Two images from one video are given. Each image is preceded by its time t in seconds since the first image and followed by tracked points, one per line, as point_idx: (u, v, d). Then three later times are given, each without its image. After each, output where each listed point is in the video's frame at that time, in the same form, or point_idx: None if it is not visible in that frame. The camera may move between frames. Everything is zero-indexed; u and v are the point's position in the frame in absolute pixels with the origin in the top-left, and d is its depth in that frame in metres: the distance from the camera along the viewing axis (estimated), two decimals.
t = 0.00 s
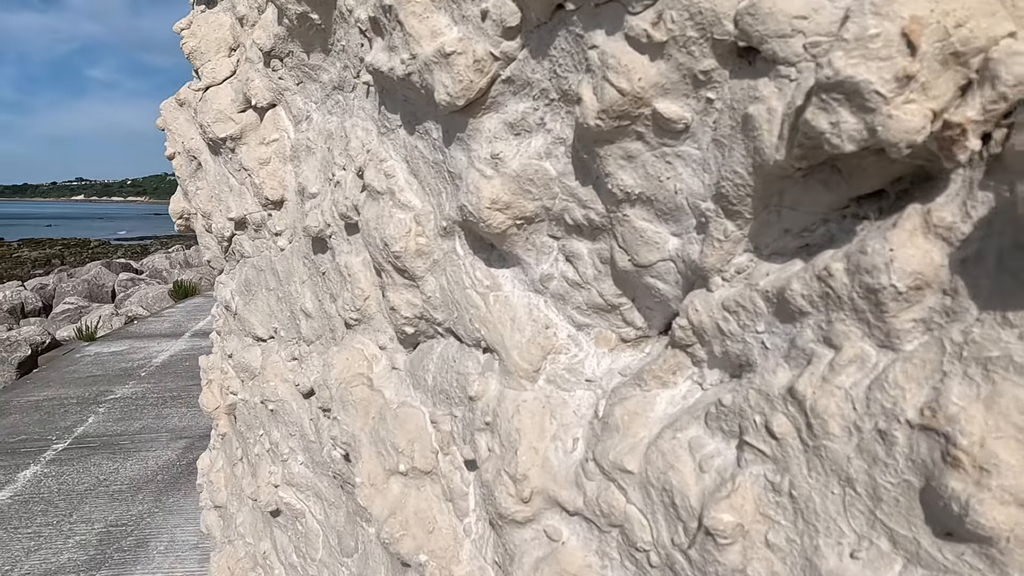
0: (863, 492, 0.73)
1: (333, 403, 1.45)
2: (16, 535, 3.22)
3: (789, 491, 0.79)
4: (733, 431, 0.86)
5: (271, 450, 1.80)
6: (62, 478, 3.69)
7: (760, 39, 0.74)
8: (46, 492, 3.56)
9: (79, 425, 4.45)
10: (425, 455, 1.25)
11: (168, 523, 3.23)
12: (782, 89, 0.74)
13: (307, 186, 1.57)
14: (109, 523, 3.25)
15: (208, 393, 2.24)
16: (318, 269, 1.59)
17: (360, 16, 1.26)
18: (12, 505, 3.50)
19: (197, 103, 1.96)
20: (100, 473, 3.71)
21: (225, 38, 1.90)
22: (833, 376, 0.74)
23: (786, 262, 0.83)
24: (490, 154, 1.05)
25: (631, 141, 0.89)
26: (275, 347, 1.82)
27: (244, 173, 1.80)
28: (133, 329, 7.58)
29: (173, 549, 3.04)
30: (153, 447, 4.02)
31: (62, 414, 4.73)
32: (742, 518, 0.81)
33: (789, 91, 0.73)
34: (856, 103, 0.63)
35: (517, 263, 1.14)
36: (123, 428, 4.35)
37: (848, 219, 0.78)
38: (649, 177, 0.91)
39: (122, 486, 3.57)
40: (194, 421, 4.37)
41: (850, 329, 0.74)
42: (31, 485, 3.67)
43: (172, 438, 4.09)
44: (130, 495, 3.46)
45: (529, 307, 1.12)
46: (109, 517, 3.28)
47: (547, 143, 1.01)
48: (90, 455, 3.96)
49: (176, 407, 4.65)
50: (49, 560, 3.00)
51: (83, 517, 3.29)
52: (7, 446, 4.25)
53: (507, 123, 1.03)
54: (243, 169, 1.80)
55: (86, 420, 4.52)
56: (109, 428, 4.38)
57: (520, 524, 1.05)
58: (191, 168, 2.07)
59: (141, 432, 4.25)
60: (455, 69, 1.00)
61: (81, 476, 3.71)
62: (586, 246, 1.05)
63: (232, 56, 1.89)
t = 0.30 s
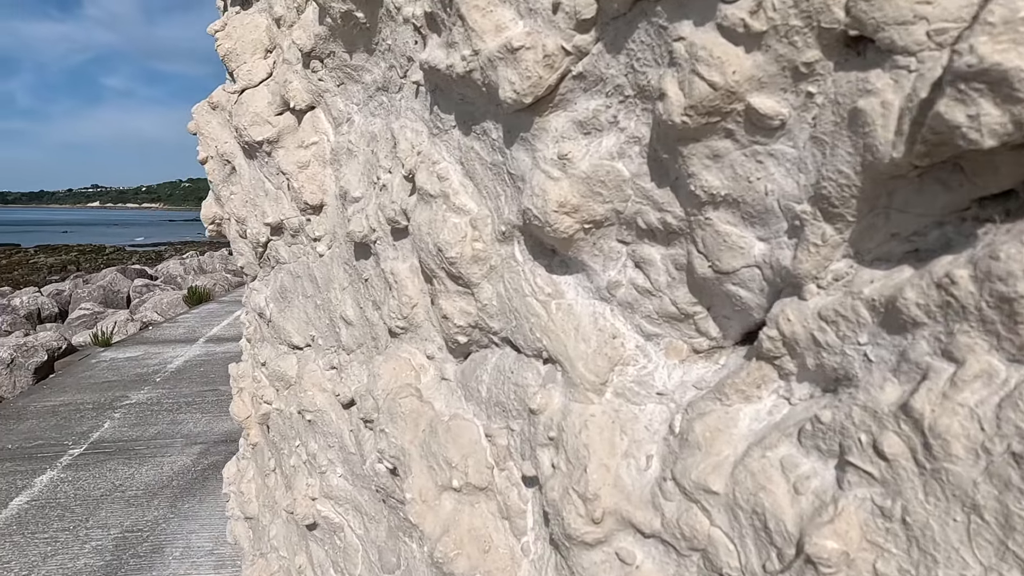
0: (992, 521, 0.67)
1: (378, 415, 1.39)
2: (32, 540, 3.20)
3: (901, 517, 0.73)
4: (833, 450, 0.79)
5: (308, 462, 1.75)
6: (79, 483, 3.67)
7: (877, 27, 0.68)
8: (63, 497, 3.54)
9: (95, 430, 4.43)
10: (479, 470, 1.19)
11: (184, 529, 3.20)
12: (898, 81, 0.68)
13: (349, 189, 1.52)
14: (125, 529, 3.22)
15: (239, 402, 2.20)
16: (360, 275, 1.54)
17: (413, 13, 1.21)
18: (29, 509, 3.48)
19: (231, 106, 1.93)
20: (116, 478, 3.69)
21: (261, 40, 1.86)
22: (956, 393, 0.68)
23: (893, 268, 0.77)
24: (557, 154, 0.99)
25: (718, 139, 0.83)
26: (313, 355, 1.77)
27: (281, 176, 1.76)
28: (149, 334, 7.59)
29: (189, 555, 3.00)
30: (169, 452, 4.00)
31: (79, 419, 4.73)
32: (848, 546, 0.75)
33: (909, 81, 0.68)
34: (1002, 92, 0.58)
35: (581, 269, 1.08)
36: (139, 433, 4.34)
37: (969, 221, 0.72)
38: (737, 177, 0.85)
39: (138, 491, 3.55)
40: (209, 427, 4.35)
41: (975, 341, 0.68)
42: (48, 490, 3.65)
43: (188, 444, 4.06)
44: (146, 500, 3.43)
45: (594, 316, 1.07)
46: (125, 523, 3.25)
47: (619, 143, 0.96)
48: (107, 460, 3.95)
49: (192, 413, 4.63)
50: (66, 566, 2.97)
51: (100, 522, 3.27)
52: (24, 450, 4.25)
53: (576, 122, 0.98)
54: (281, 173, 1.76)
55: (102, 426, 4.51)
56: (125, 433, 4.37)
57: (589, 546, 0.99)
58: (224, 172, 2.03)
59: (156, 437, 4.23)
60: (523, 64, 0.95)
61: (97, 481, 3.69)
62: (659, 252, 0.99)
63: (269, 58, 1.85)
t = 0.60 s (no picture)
0: None
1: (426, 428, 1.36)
2: (50, 544, 3.19)
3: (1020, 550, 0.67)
4: (937, 476, 0.74)
5: (346, 475, 1.71)
6: (96, 488, 3.66)
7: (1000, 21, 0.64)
8: (81, 501, 3.54)
9: (111, 435, 4.44)
10: (535, 488, 1.15)
11: (201, 534, 3.18)
12: (1022, 81, 0.64)
13: (392, 196, 1.48)
14: (142, 534, 3.21)
15: (271, 411, 2.17)
16: (404, 284, 1.51)
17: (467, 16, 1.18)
18: (47, 513, 3.47)
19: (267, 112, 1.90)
20: (133, 483, 3.68)
21: (298, 44, 1.83)
22: None
23: (1004, 281, 0.72)
24: (626, 160, 0.95)
25: (809, 143, 0.79)
26: (351, 366, 1.73)
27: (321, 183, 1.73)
28: (166, 340, 7.60)
29: (206, 560, 2.97)
30: (185, 457, 3.99)
31: (96, 424, 4.73)
32: None
33: None
34: None
35: (646, 280, 1.03)
36: (156, 438, 4.34)
37: None
38: (827, 184, 0.80)
39: (155, 496, 3.54)
40: (224, 433, 4.34)
41: None
42: (66, 494, 3.65)
43: (203, 449, 4.06)
44: (163, 505, 3.41)
45: (661, 329, 1.02)
46: (142, 527, 3.24)
47: (693, 148, 0.92)
48: (123, 465, 3.94)
49: (208, 419, 4.64)
50: (83, 570, 2.96)
51: (117, 526, 3.25)
52: (41, 454, 4.25)
53: (648, 126, 0.94)
54: (319, 179, 1.72)
55: (118, 431, 4.52)
56: (143, 438, 4.37)
57: (661, 571, 0.94)
58: (259, 179, 2.00)
59: (172, 442, 4.23)
60: (592, 66, 0.91)
61: (114, 486, 3.69)
62: (733, 262, 0.95)
63: (306, 63, 1.82)
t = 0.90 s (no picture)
0: None
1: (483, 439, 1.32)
2: (71, 546, 3.33)
3: None
4: None
5: (392, 485, 1.68)
6: (114, 491, 3.81)
7: None
8: (100, 504, 3.69)
9: (130, 439, 4.59)
10: (604, 503, 1.11)
11: (217, 538, 3.34)
12: None
13: (444, 201, 1.45)
14: (160, 538, 3.36)
15: (309, 419, 2.15)
16: (455, 291, 1.48)
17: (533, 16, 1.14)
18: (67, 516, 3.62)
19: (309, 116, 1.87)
20: (151, 486, 3.84)
21: (342, 48, 1.80)
22: None
23: None
24: (710, 163, 0.91)
25: (920, 145, 0.75)
26: (397, 374, 1.70)
27: (367, 188, 1.70)
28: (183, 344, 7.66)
29: (223, 564, 3.13)
30: (201, 461, 4.16)
31: (113, 427, 4.86)
32: None
33: None
34: None
35: (726, 288, 1.00)
36: (172, 442, 4.51)
37: None
38: (937, 188, 0.76)
39: (172, 500, 3.70)
40: (238, 437, 4.52)
41: None
42: (85, 496, 3.80)
43: (219, 453, 4.22)
44: (180, 509, 3.57)
45: (742, 339, 0.98)
46: (160, 532, 3.39)
47: (784, 151, 0.88)
48: (141, 468, 4.11)
49: (223, 422, 4.81)
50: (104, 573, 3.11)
51: (136, 529, 3.41)
52: (61, 456, 4.40)
53: (735, 128, 0.90)
54: (365, 184, 1.70)
55: (136, 434, 4.67)
56: (159, 441, 4.54)
57: None
58: (300, 184, 1.97)
59: (188, 446, 4.40)
60: (679, 66, 0.87)
61: (132, 489, 3.85)
62: (824, 269, 0.91)
63: (350, 66, 1.80)
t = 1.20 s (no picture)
0: None
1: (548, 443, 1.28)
2: (89, 548, 3.39)
3: None
4: None
5: (443, 489, 1.64)
6: (132, 493, 3.88)
7: None
8: (118, 505, 3.75)
9: (147, 440, 4.68)
10: (686, 511, 1.06)
11: (234, 541, 3.39)
12: None
13: (503, 197, 1.41)
14: (178, 540, 3.42)
15: (351, 422, 2.13)
16: (514, 290, 1.43)
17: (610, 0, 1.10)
18: (85, 517, 3.68)
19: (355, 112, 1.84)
20: (168, 488, 3.91)
21: (390, 42, 1.76)
22: None
23: None
24: (815, 150, 0.86)
25: None
26: (448, 375, 1.66)
27: (418, 185, 1.66)
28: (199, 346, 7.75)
29: (240, 567, 3.18)
30: (218, 463, 4.23)
31: (131, 429, 4.92)
32: None
33: None
34: None
35: (824, 284, 0.94)
36: (190, 443, 4.58)
37: None
38: None
39: (189, 502, 3.76)
40: (255, 440, 4.58)
41: None
42: (104, 497, 3.86)
43: (236, 455, 4.29)
44: (197, 512, 3.63)
45: (841, 338, 0.93)
46: (178, 535, 3.45)
47: (898, 137, 0.83)
48: (159, 470, 4.17)
49: (239, 425, 4.86)
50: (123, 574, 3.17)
51: (154, 531, 3.47)
52: (79, 456, 4.47)
53: (843, 113, 0.85)
54: (416, 181, 1.66)
55: (154, 435, 4.75)
56: (177, 443, 4.60)
57: None
58: (344, 182, 1.94)
59: (206, 448, 4.48)
60: (785, 47, 0.82)
61: (150, 491, 3.91)
62: (937, 264, 0.85)
63: (398, 61, 1.76)
